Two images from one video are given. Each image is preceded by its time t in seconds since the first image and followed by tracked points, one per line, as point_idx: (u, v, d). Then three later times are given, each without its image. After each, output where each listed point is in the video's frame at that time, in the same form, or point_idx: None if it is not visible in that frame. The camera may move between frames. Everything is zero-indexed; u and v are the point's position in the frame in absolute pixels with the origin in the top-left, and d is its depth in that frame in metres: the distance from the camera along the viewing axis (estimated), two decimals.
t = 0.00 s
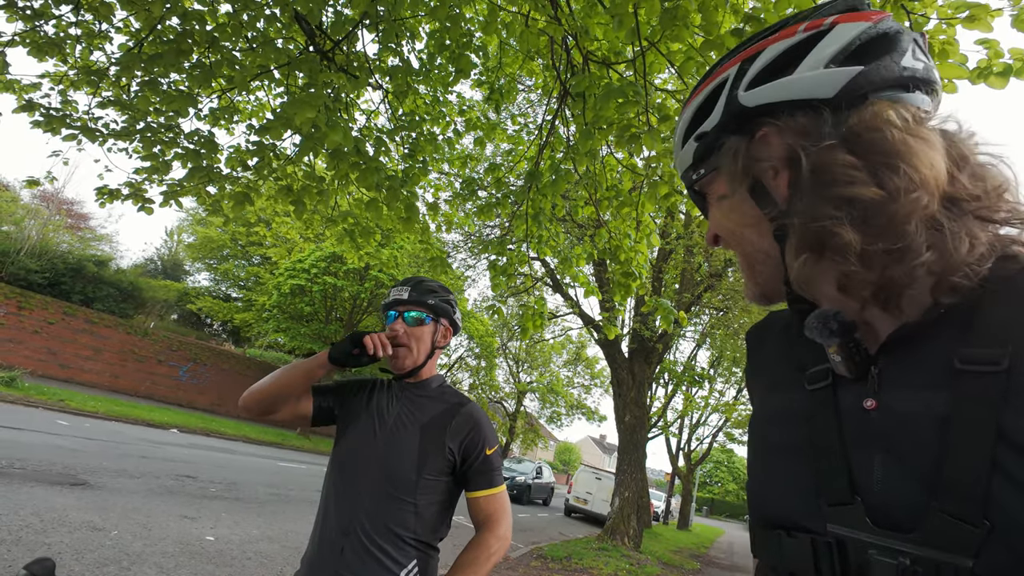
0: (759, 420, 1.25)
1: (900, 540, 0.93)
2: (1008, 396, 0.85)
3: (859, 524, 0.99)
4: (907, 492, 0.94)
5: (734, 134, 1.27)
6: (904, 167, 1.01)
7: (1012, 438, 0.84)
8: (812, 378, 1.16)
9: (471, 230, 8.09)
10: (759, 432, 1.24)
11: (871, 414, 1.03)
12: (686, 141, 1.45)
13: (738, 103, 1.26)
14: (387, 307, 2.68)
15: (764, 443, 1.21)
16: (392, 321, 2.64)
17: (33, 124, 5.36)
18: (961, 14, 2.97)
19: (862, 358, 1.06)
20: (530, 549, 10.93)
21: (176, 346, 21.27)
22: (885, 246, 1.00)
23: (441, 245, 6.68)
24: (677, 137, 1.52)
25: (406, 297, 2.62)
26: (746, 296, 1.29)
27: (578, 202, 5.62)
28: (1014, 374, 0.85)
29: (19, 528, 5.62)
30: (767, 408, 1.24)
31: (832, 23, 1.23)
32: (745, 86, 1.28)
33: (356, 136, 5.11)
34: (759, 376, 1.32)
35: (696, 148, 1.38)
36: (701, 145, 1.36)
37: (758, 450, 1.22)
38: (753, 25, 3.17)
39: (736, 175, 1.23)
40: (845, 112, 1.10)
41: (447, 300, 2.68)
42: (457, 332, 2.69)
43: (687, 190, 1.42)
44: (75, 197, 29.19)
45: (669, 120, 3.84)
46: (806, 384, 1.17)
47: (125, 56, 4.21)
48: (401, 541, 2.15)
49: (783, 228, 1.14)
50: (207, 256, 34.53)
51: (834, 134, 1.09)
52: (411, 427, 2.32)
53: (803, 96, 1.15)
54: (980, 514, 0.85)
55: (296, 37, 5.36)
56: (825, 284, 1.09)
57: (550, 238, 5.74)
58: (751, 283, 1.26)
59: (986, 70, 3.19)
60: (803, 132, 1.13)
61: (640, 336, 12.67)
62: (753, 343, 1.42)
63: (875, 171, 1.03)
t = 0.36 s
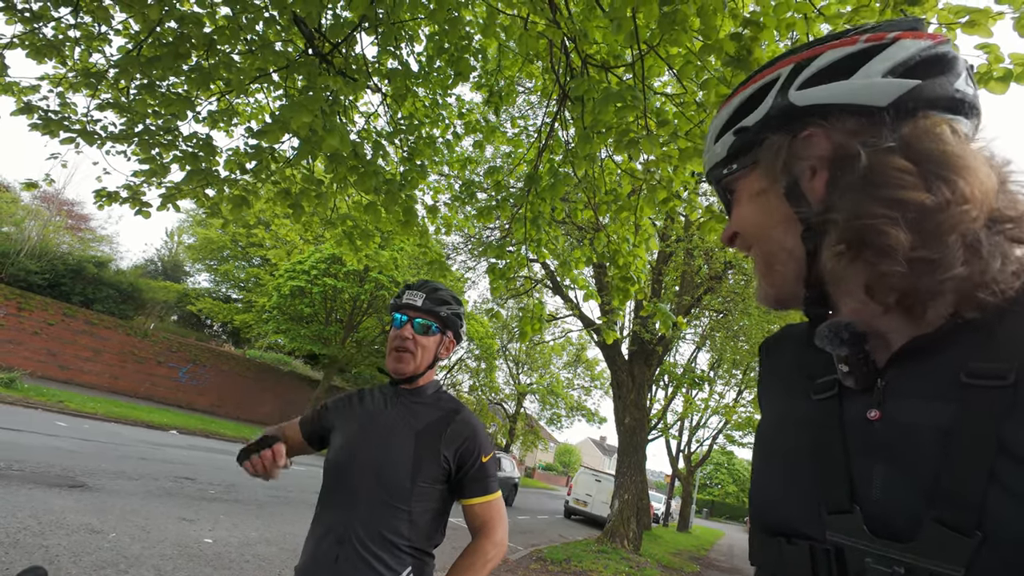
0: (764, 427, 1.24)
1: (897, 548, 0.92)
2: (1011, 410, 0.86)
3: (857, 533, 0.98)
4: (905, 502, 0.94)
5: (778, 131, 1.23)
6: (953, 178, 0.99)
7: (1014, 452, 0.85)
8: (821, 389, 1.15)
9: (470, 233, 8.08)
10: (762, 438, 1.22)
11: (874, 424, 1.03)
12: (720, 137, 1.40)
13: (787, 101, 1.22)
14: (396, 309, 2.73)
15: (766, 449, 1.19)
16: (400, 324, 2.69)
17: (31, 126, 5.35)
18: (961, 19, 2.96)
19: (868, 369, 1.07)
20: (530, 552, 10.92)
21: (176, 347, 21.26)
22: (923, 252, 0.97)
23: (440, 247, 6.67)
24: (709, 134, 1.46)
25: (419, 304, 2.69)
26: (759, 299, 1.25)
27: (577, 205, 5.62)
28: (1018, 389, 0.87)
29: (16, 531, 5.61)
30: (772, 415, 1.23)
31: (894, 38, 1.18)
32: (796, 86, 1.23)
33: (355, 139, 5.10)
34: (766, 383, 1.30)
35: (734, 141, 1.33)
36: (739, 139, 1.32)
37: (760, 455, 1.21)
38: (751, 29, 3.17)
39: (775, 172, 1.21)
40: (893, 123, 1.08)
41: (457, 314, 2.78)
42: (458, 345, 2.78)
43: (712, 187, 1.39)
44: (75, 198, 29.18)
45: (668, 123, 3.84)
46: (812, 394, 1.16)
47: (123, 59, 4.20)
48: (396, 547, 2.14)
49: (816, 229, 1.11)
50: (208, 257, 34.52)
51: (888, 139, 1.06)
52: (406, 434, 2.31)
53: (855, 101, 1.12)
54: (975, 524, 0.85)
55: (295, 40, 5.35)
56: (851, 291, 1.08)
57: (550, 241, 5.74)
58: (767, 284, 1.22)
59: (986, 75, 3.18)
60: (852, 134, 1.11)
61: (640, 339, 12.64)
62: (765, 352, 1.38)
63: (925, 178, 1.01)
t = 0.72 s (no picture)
0: (750, 424, 1.23)
1: (887, 543, 0.93)
2: (1001, 405, 0.87)
3: (846, 529, 0.98)
4: (895, 497, 0.95)
5: (779, 121, 1.22)
6: (959, 173, 1.03)
7: (1004, 446, 0.85)
8: (808, 385, 1.14)
9: (469, 233, 8.08)
10: (749, 435, 1.22)
11: (864, 420, 1.03)
12: (713, 125, 1.38)
13: (792, 90, 1.20)
14: (390, 307, 2.73)
15: (753, 447, 1.19)
16: (393, 322, 2.70)
17: (29, 126, 5.36)
18: (954, 17, 2.97)
19: (858, 366, 1.06)
20: (529, 553, 10.91)
21: (176, 348, 21.26)
22: (934, 247, 0.99)
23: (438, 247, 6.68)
24: (703, 121, 1.45)
25: (413, 302, 2.70)
26: (748, 292, 1.26)
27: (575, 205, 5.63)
28: (1009, 385, 0.87)
29: (14, 531, 5.61)
30: (758, 413, 1.22)
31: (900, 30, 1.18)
32: (798, 76, 1.21)
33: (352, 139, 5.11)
34: (753, 380, 1.30)
35: (729, 131, 1.32)
36: (736, 128, 1.31)
37: (746, 452, 1.20)
38: (745, 28, 3.19)
39: (772, 164, 1.21)
40: (901, 116, 1.10)
41: (451, 312, 2.78)
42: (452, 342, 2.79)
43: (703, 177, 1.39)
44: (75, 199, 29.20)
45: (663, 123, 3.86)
46: (800, 390, 1.16)
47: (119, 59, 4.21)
48: (390, 545, 2.14)
49: (822, 221, 1.12)
50: (208, 258, 34.55)
51: (899, 132, 1.09)
52: (397, 435, 2.32)
53: (864, 92, 1.12)
54: (966, 519, 0.86)
55: (293, 40, 5.37)
56: (850, 286, 1.10)
57: (547, 241, 5.75)
58: (758, 275, 1.23)
59: (979, 74, 3.19)
60: (856, 126, 1.12)
61: (639, 340, 12.64)
62: (751, 350, 1.37)
63: (933, 172, 1.04)
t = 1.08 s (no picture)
0: (750, 442, 1.24)
1: (885, 565, 0.93)
2: (1001, 425, 0.86)
3: (844, 550, 0.98)
4: (895, 518, 0.94)
5: (778, 136, 1.24)
6: (957, 194, 1.03)
7: (1005, 467, 0.85)
8: (806, 404, 1.16)
9: (469, 236, 8.07)
10: (748, 452, 1.22)
11: (863, 440, 1.03)
12: (712, 140, 1.41)
13: (789, 106, 1.23)
14: (392, 318, 2.72)
15: (751, 466, 1.20)
16: (398, 332, 2.68)
17: (28, 130, 5.36)
18: (953, 22, 2.97)
19: (857, 387, 1.08)
20: (530, 555, 10.90)
21: (176, 350, 21.27)
22: (932, 267, 0.99)
23: (437, 250, 6.68)
24: (702, 135, 1.47)
25: (422, 314, 2.72)
26: (742, 306, 1.26)
27: (574, 208, 5.63)
28: (1009, 406, 0.86)
29: (14, 533, 5.61)
30: (757, 430, 1.23)
31: (897, 48, 1.19)
32: (796, 93, 1.24)
33: (351, 143, 5.11)
34: (752, 399, 1.31)
35: (728, 145, 1.34)
36: (733, 142, 1.33)
37: (745, 470, 1.21)
38: (743, 32, 3.19)
39: (769, 178, 1.21)
40: (900, 133, 1.11)
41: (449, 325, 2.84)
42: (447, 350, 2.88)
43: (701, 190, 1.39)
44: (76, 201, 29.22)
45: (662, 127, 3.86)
46: (799, 409, 1.17)
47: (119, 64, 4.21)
48: (389, 553, 2.14)
49: (821, 237, 1.10)
50: (208, 260, 34.59)
51: (898, 150, 1.09)
52: (394, 443, 2.31)
53: (860, 109, 1.13)
54: (965, 541, 0.85)
55: (292, 44, 5.37)
56: (847, 307, 1.09)
57: (546, 243, 5.74)
58: (754, 291, 1.22)
59: (978, 79, 3.19)
60: (854, 142, 1.12)
61: (639, 341, 12.63)
62: (749, 368, 1.39)
63: (931, 193, 1.04)
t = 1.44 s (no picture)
0: (751, 447, 1.24)
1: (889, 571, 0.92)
2: (1008, 433, 0.86)
3: (847, 555, 0.97)
4: (900, 525, 0.94)
5: (785, 142, 1.23)
6: (967, 197, 1.02)
7: (1012, 475, 0.84)
8: (811, 409, 1.16)
9: (469, 236, 8.07)
10: (750, 456, 1.22)
11: (868, 446, 1.03)
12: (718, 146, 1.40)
13: (797, 111, 1.22)
14: (398, 325, 2.69)
15: (753, 471, 1.19)
16: (406, 336, 2.67)
17: (29, 131, 5.36)
18: (957, 24, 2.95)
19: (863, 392, 1.07)
20: (530, 556, 10.88)
21: (177, 350, 21.27)
22: (941, 273, 0.98)
23: (438, 251, 6.68)
24: (709, 140, 1.46)
25: (430, 319, 2.74)
26: (747, 315, 1.26)
27: (575, 210, 5.62)
28: (1016, 412, 0.86)
29: (15, 534, 5.60)
30: (760, 435, 1.23)
31: (902, 53, 1.19)
32: (802, 98, 1.23)
33: (352, 144, 5.10)
34: (754, 405, 1.31)
35: (733, 151, 1.34)
36: (740, 149, 1.33)
37: (748, 473, 1.21)
38: (745, 34, 3.19)
39: (775, 185, 1.21)
40: (907, 137, 1.10)
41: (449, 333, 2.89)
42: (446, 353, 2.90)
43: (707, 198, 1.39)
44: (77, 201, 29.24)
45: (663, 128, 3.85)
46: (804, 414, 1.17)
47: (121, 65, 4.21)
48: (387, 557, 2.13)
49: (829, 243, 1.10)
50: (210, 260, 34.64)
51: (906, 155, 1.08)
52: (396, 447, 2.31)
53: (867, 115, 1.13)
54: (971, 548, 0.85)
55: (294, 45, 5.37)
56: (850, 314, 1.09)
57: (547, 244, 5.73)
58: (759, 299, 1.22)
59: (982, 80, 3.18)
60: (861, 147, 1.11)
61: (640, 343, 12.62)
62: (753, 373, 1.38)
63: (940, 198, 1.03)
